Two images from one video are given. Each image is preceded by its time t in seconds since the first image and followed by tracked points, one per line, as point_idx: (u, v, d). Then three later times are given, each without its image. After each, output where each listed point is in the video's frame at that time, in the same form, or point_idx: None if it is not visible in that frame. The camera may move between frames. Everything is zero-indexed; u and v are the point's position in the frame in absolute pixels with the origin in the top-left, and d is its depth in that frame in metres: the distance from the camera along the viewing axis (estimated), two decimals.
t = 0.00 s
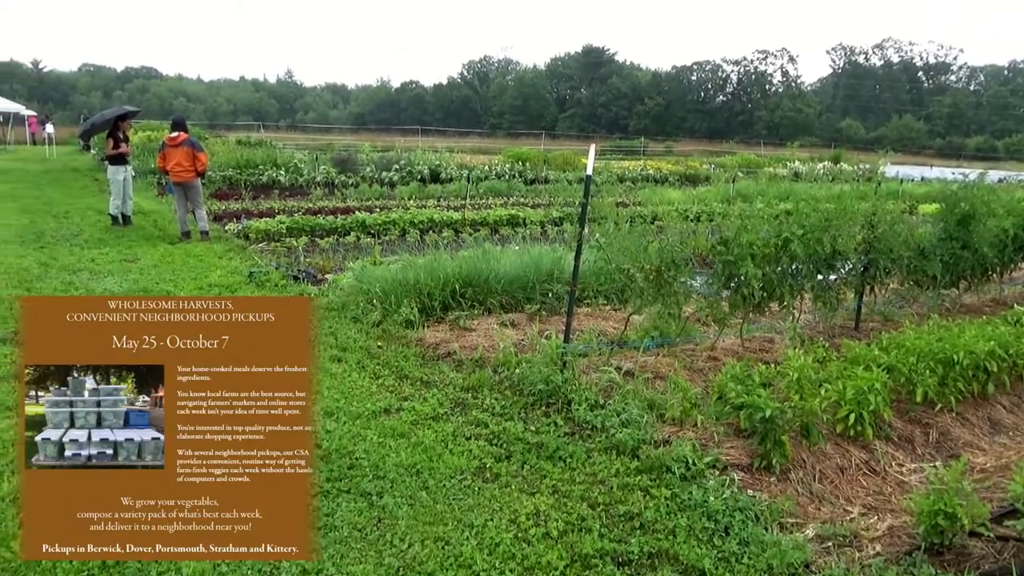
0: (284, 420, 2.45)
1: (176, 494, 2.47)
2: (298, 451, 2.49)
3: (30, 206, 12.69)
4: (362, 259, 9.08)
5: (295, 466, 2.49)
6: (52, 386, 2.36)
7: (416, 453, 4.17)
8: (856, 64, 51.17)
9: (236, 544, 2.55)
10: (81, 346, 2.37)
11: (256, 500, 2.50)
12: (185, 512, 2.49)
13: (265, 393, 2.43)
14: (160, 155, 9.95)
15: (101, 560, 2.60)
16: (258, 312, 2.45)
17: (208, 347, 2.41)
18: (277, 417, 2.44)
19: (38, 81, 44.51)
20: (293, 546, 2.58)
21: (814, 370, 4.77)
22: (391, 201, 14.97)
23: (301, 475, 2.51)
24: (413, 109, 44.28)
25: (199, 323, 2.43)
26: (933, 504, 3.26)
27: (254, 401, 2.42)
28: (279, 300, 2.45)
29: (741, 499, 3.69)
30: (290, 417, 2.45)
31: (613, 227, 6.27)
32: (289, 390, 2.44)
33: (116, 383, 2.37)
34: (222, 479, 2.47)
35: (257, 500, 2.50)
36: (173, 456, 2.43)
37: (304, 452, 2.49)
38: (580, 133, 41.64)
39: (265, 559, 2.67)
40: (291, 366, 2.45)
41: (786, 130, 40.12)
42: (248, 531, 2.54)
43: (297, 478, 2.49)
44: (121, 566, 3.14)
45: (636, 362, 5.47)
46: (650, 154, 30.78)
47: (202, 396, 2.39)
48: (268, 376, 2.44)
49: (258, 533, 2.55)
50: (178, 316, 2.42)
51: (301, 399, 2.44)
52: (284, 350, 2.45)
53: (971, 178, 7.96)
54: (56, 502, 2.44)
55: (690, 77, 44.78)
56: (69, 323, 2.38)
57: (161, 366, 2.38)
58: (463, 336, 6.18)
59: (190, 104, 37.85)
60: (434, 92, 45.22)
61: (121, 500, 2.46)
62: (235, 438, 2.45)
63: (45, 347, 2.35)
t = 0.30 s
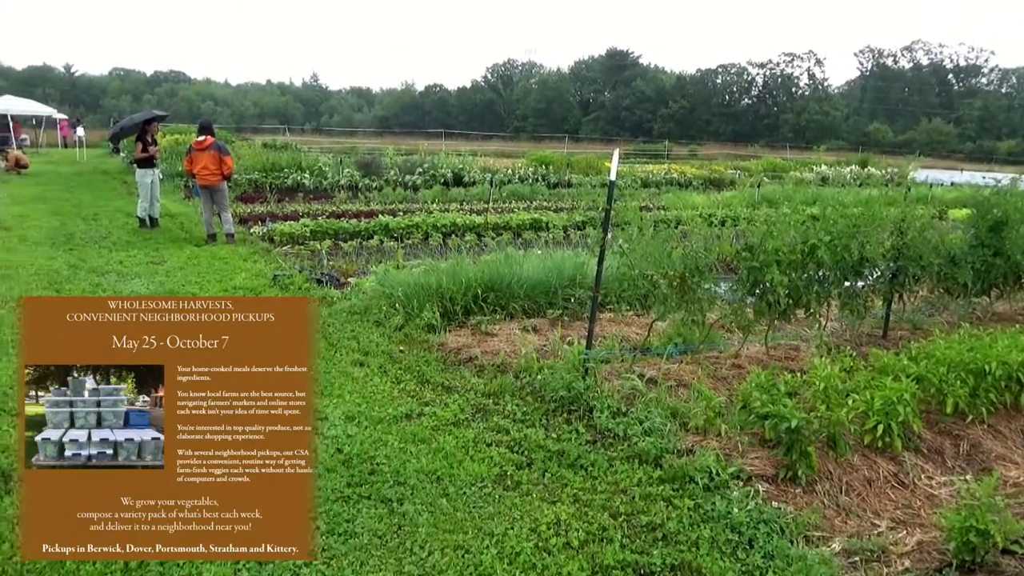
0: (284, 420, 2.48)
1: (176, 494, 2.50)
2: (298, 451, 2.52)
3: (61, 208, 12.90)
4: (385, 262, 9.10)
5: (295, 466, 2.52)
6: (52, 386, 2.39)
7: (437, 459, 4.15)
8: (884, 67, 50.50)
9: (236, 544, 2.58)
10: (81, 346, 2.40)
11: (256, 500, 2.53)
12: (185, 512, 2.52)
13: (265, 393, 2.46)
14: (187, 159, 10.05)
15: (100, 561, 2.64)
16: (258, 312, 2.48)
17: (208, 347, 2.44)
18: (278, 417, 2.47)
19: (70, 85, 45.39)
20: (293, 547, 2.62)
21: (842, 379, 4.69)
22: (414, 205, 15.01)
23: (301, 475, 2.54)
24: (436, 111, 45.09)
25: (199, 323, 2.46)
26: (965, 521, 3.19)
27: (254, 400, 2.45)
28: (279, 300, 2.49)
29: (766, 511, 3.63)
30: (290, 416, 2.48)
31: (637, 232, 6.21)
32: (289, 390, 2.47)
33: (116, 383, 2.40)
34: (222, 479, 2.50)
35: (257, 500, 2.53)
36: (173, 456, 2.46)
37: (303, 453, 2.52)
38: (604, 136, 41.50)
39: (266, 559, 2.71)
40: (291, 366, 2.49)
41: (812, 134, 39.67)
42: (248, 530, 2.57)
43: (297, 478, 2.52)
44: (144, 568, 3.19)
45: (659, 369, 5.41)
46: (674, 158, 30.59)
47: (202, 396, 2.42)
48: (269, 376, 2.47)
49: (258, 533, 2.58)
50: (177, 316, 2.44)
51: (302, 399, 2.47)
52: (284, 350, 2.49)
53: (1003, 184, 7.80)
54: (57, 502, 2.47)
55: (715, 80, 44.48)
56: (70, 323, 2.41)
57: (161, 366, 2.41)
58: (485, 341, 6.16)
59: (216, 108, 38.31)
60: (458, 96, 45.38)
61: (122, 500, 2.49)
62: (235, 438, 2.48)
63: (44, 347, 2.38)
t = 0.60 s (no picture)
0: (284, 420, 2.51)
1: (176, 494, 2.54)
2: (298, 451, 2.55)
3: (92, 212, 13.11)
4: (409, 268, 9.11)
5: (295, 466, 2.55)
6: (52, 386, 2.45)
7: (458, 468, 4.12)
8: (915, 74, 49.82)
9: (236, 544, 2.61)
10: (82, 346, 2.43)
11: (256, 499, 2.56)
12: (184, 512, 2.55)
13: (265, 393, 2.49)
14: (215, 164, 10.16)
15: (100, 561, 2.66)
16: (257, 312, 2.50)
17: (208, 347, 2.46)
18: (278, 417, 2.50)
19: (103, 91, 46.21)
20: (293, 547, 2.65)
21: (872, 394, 4.58)
22: (439, 211, 15.04)
23: (301, 475, 2.57)
24: (462, 117, 45.49)
25: (198, 323, 2.48)
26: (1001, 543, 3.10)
27: (254, 401, 2.48)
28: (278, 300, 2.51)
29: (794, 527, 3.56)
30: (290, 416, 2.51)
31: (664, 240, 6.13)
32: (289, 390, 2.50)
33: (116, 383, 2.46)
34: (222, 479, 2.53)
35: (257, 500, 2.56)
36: (173, 456, 2.50)
37: (303, 453, 2.55)
38: (629, 143, 41.36)
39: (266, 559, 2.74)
40: (291, 366, 2.51)
41: (840, 141, 39.24)
42: (248, 530, 2.60)
43: (297, 478, 2.55)
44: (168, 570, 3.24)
45: (684, 380, 5.33)
46: (699, 166, 30.39)
47: (202, 396, 2.46)
48: (269, 376, 2.50)
49: (258, 533, 2.61)
50: (177, 316, 2.47)
51: (301, 399, 2.50)
52: (284, 350, 2.51)
53: None
54: (58, 502, 2.50)
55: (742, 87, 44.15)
56: (70, 323, 2.44)
57: (161, 366, 2.45)
58: (508, 349, 6.12)
59: (245, 114, 38.77)
60: (483, 102, 45.53)
61: (122, 500, 2.52)
62: (235, 438, 2.51)
63: (44, 348, 2.43)
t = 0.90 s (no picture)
0: (284, 420, 2.53)
1: (176, 493, 2.54)
2: (298, 451, 2.57)
3: (123, 217, 13.30)
4: (434, 276, 9.13)
5: (295, 466, 2.57)
6: (52, 386, 2.44)
7: (481, 479, 4.10)
8: (947, 84, 49.14)
9: (236, 544, 2.63)
10: (82, 346, 2.46)
11: (256, 500, 2.57)
12: (185, 512, 2.55)
13: (265, 393, 2.51)
14: (244, 171, 10.26)
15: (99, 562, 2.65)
16: (257, 312, 2.52)
17: (208, 347, 2.49)
18: (278, 417, 2.52)
19: (136, 99, 47.07)
20: (294, 547, 2.66)
21: (902, 410, 4.48)
22: (464, 219, 15.08)
23: (301, 475, 2.59)
24: (488, 125, 44.95)
25: (198, 323, 2.50)
26: None
27: (254, 400, 2.50)
28: (278, 300, 2.53)
29: (821, 547, 3.50)
30: (290, 416, 2.53)
31: (690, 251, 6.08)
32: (289, 390, 2.52)
33: (116, 383, 2.47)
34: (222, 479, 2.54)
35: (257, 501, 2.57)
36: (173, 456, 2.51)
37: (303, 453, 2.57)
38: (656, 152, 41.22)
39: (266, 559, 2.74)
40: (291, 366, 2.53)
41: (870, 152, 38.79)
42: (248, 530, 2.61)
43: (298, 477, 2.57)
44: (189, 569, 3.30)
45: (710, 394, 5.24)
46: (726, 175, 30.18)
47: (202, 396, 2.48)
48: (268, 375, 2.52)
49: (258, 533, 2.62)
50: (177, 316, 2.49)
51: (301, 399, 2.52)
52: (284, 351, 2.53)
53: None
54: (58, 502, 2.49)
55: (770, 96, 43.76)
56: (69, 322, 2.46)
57: (161, 366, 2.47)
58: (532, 359, 6.09)
59: (274, 122, 39.22)
60: (509, 111, 45.66)
61: (121, 500, 2.52)
62: (234, 438, 2.52)
63: (45, 349, 2.44)
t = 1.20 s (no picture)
0: (284, 420, 2.59)
1: (176, 494, 2.61)
2: (298, 451, 2.63)
3: (154, 225, 13.51)
4: (459, 286, 9.15)
5: (294, 466, 2.64)
6: (52, 386, 2.61)
7: (504, 491, 4.08)
8: (981, 93, 48.28)
9: (235, 544, 2.69)
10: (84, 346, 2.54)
11: (256, 499, 2.64)
12: (185, 512, 2.63)
13: (265, 393, 2.57)
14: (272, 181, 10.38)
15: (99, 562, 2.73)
16: (258, 312, 2.58)
17: (208, 346, 2.55)
18: (277, 417, 2.58)
19: (168, 108, 47.85)
20: (293, 547, 2.73)
21: (934, 427, 4.39)
22: (489, 228, 15.10)
23: (300, 475, 2.66)
24: (514, 135, 45.35)
25: (199, 323, 2.56)
26: None
27: (254, 400, 2.56)
28: (278, 300, 2.59)
29: (849, 567, 3.42)
30: (290, 416, 2.59)
31: (717, 263, 6.00)
32: (288, 390, 2.58)
33: (116, 384, 2.58)
34: (222, 479, 2.61)
35: (256, 500, 2.64)
36: (173, 455, 2.59)
37: (303, 453, 2.63)
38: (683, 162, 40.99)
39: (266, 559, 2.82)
40: (291, 366, 2.59)
41: (902, 162, 38.25)
42: (248, 530, 2.68)
43: (297, 477, 2.64)
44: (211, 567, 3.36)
45: (735, 407, 5.17)
46: (754, 186, 29.90)
47: (202, 396, 2.54)
48: (268, 375, 2.57)
49: (258, 533, 2.69)
50: (177, 316, 2.55)
51: (301, 399, 2.58)
52: (283, 351, 2.59)
53: None
54: (58, 502, 2.59)
55: (799, 105, 43.32)
56: (70, 323, 2.53)
57: (161, 366, 2.54)
58: (556, 369, 6.06)
59: (303, 131, 39.65)
60: (536, 121, 45.74)
61: (122, 500, 2.60)
62: (234, 438, 2.59)
63: (46, 350, 2.54)
